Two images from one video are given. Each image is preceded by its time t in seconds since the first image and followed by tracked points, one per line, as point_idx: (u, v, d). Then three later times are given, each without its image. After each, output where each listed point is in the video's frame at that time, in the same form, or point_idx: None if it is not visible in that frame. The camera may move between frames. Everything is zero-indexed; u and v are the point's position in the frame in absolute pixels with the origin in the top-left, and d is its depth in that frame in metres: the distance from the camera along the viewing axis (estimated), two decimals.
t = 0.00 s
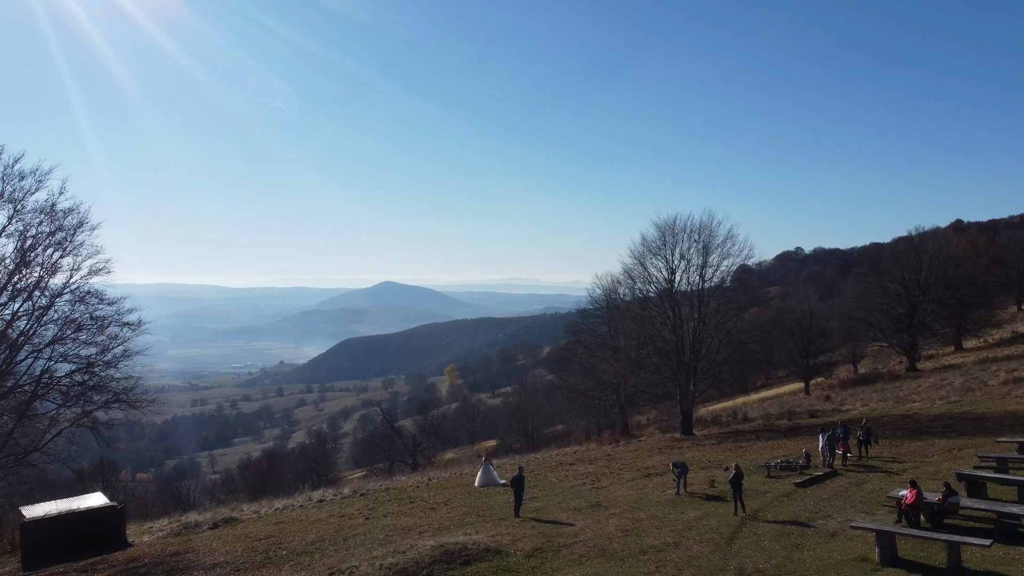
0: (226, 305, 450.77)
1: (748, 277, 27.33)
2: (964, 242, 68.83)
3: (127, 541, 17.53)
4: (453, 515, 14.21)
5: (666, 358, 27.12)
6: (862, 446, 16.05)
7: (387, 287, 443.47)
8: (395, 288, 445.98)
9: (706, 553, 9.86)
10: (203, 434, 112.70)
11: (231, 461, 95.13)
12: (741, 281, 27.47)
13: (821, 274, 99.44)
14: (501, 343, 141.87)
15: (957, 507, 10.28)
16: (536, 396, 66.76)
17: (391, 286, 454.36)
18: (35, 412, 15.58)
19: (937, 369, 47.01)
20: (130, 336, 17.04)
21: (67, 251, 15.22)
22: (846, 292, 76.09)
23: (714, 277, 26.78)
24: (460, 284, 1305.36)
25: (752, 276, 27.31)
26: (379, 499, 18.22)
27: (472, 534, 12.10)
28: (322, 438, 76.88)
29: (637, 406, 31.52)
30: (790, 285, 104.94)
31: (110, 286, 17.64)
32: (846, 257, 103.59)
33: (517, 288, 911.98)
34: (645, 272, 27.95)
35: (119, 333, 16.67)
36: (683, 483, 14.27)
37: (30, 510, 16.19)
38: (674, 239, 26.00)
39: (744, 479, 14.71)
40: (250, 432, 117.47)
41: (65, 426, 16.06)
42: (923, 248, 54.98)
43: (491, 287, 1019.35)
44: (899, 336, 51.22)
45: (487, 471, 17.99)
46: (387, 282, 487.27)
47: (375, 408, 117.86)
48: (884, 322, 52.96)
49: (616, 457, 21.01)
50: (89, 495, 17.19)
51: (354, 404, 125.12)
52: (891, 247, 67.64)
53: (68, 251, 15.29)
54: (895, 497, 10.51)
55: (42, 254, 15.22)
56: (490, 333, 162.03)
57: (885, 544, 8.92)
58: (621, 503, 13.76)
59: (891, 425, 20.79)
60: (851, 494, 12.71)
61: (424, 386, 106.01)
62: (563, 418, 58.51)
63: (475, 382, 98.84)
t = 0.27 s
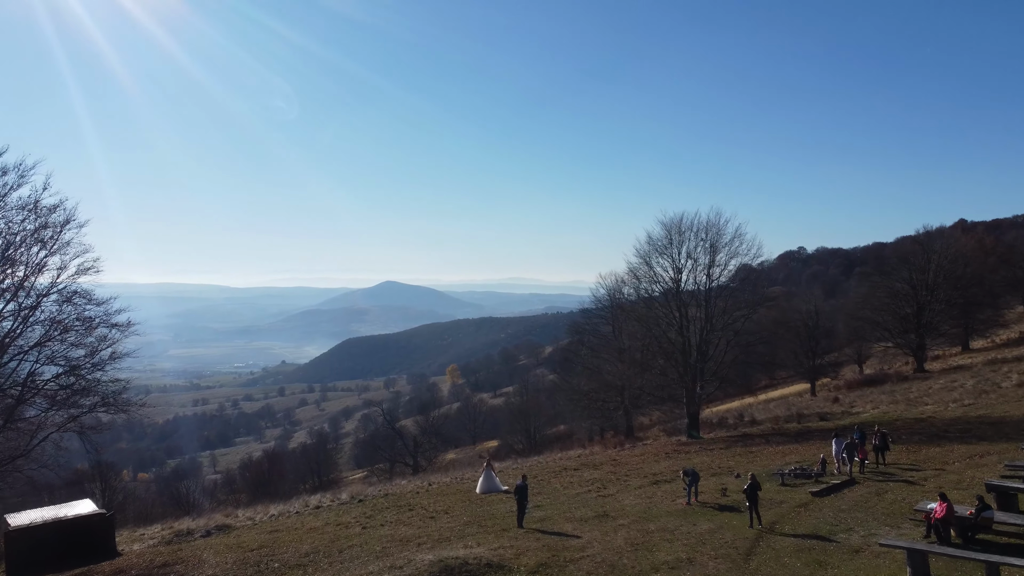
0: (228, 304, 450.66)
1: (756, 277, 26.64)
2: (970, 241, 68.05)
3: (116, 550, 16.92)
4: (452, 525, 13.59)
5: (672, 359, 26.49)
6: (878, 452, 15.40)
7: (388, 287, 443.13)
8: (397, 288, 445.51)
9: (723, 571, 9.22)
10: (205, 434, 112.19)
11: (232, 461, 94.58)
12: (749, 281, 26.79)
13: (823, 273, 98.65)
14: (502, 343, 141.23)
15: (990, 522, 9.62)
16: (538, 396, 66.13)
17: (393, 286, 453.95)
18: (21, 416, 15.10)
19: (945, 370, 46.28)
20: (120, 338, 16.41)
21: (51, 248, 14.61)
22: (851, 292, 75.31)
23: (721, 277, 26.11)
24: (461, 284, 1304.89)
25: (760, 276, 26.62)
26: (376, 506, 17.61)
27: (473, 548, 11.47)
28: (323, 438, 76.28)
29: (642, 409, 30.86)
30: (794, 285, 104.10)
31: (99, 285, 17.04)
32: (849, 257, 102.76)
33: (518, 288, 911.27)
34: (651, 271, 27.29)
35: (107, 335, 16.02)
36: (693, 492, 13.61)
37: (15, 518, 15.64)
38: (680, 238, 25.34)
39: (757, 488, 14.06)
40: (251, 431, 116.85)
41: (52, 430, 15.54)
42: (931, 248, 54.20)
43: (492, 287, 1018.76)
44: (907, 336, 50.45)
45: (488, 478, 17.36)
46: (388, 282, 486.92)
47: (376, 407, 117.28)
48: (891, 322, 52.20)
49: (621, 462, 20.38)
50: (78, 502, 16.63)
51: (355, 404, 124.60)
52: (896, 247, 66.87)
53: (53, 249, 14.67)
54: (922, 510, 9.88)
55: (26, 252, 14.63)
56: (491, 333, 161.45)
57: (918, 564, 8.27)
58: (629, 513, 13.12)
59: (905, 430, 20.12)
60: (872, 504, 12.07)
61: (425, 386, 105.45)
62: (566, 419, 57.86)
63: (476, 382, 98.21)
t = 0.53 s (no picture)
0: (230, 304, 450.71)
1: (765, 274, 25.89)
2: (980, 241, 67.27)
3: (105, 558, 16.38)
4: (452, 538, 12.93)
5: (678, 361, 25.79)
6: (900, 460, 14.73)
7: (390, 287, 443.47)
8: (399, 288, 445.37)
9: None
10: (206, 434, 111.75)
11: (234, 461, 94.08)
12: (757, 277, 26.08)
13: (827, 273, 97.70)
14: (504, 342, 140.64)
15: None
16: (540, 397, 65.46)
17: (394, 285, 453.53)
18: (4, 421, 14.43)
19: (954, 371, 45.50)
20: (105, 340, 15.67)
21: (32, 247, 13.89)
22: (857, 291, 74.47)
23: (730, 276, 25.40)
24: (463, 283, 1304.54)
25: (769, 273, 25.89)
26: (373, 514, 16.93)
27: (473, 564, 10.77)
28: (324, 438, 75.73)
29: (647, 411, 30.16)
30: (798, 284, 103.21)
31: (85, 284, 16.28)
32: (852, 256, 101.79)
33: (520, 288, 910.61)
34: (657, 270, 26.60)
35: (93, 337, 15.32)
36: (706, 503, 12.89)
37: None
38: (688, 235, 24.70)
39: (774, 499, 13.34)
40: (253, 431, 116.32)
41: (36, 435, 14.85)
42: (940, 247, 53.42)
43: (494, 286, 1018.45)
44: (916, 338, 49.74)
45: (489, 485, 16.71)
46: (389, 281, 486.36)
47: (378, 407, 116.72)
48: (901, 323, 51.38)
49: (629, 468, 19.70)
50: (64, 510, 15.94)
51: (357, 404, 124.18)
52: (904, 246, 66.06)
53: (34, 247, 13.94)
54: (957, 527, 9.19)
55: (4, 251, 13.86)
56: (493, 333, 160.81)
57: None
58: (637, 525, 12.42)
59: (923, 434, 19.41)
60: (897, 518, 11.37)
61: (427, 386, 104.80)
62: (569, 419, 57.17)
63: (479, 382, 97.59)
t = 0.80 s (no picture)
0: (233, 304, 450.88)
1: (776, 273, 25.15)
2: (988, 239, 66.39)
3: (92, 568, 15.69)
4: (454, 551, 12.24)
5: (686, 363, 25.05)
6: (923, 468, 14.03)
7: (392, 287, 443.34)
8: (401, 287, 445.12)
9: None
10: (208, 434, 111.29)
11: (236, 461, 93.56)
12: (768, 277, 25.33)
13: (831, 273, 96.73)
14: (507, 342, 140.05)
15: None
16: (543, 397, 64.81)
17: (396, 285, 453.09)
18: None
19: (965, 372, 44.75)
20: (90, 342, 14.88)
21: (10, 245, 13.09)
22: (863, 290, 73.67)
23: (740, 276, 24.68)
24: (465, 283, 1303.81)
25: (780, 272, 25.14)
26: (370, 524, 16.22)
27: None
28: (326, 438, 75.11)
29: (653, 414, 29.45)
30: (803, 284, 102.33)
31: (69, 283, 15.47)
32: (857, 256, 100.76)
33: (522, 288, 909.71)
34: (664, 269, 25.88)
35: (78, 340, 14.53)
36: (721, 516, 12.19)
37: None
38: (697, 233, 23.99)
39: (793, 511, 12.64)
40: (255, 431, 115.82)
41: (17, 442, 14.17)
42: (950, 245, 52.59)
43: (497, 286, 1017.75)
44: (926, 339, 48.97)
45: (492, 492, 16.03)
46: (391, 280, 485.31)
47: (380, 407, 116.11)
48: (910, 323, 50.59)
49: (636, 474, 19.02)
50: (49, 519, 15.17)
51: (359, 404, 123.64)
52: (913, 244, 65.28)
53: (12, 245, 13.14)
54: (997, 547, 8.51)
55: None
56: (495, 332, 160.14)
57: None
58: (649, 538, 11.72)
59: (942, 440, 18.71)
60: (926, 532, 10.69)
61: (429, 386, 104.16)
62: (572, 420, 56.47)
63: (481, 382, 96.95)
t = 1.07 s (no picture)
0: (237, 304, 451.42)
1: (788, 272, 24.45)
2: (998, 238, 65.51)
3: None
4: (455, 565, 11.61)
5: (695, 365, 24.41)
6: (946, 477, 13.35)
7: (395, 287, 443.40)
8: (404, 287, 445.12)
9: None
10: (211, 433, 111.02)
11: (239, 461, 93.21)
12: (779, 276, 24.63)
13: (836, 271, 95.64)
14: (510, 342, 139.48)
15: None
16: (547, 398, 64.16)
17: (400, 285, 452.91)
18: None
19: (976, 373, 43.96)
20: (76, 345, 14.22)
21: None
22: (871, 290, 72.83)
23: (750, 275, 23.99)
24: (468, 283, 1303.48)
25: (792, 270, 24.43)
26: (369, 533, 15.58)
27: None
28: (329, 438, 74.64)
29: (660, 417, 28.78)
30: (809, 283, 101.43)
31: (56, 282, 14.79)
32: (863, 255, 99.81)
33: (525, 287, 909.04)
34: (672, 268, 25.22)
35: (64, 342, 13.93)
36: (738, 528, 11.52)
37: None
38: (706, 231, 23.31)
39: (812, 522, 11.97)
40: (259, 431, 115.51)
41: None
42: (961, 244, 51.74)
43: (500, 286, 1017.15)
44: (936, 339, 48.13)
45: (496, 500, 15.40)
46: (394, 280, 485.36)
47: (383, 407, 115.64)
48: (919, 323, 49.78)
49: (644, 480, 18.34)
50: (36, 527, 14.51)
51: (362, 403, 123.22)
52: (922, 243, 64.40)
53: None
54: None
55: None
56: (499, 332, 159.56)
57: None
58: (662, 551, 11.07)
59: (961, 445, 18.04)
60: (957, 547, 10.04)
61: (432, 386, 103.69)
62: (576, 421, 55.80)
63: (485, 382, 96.36)
